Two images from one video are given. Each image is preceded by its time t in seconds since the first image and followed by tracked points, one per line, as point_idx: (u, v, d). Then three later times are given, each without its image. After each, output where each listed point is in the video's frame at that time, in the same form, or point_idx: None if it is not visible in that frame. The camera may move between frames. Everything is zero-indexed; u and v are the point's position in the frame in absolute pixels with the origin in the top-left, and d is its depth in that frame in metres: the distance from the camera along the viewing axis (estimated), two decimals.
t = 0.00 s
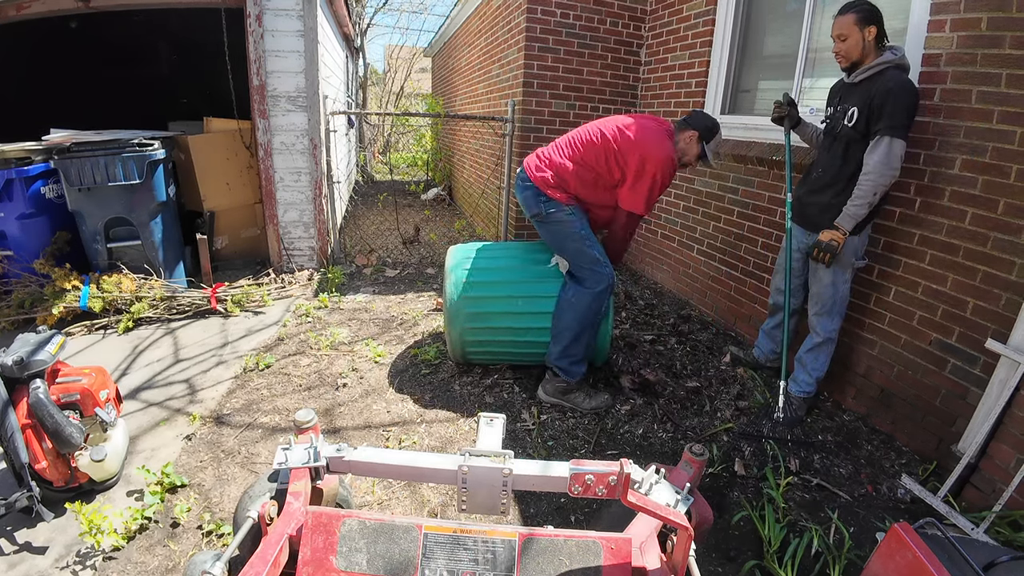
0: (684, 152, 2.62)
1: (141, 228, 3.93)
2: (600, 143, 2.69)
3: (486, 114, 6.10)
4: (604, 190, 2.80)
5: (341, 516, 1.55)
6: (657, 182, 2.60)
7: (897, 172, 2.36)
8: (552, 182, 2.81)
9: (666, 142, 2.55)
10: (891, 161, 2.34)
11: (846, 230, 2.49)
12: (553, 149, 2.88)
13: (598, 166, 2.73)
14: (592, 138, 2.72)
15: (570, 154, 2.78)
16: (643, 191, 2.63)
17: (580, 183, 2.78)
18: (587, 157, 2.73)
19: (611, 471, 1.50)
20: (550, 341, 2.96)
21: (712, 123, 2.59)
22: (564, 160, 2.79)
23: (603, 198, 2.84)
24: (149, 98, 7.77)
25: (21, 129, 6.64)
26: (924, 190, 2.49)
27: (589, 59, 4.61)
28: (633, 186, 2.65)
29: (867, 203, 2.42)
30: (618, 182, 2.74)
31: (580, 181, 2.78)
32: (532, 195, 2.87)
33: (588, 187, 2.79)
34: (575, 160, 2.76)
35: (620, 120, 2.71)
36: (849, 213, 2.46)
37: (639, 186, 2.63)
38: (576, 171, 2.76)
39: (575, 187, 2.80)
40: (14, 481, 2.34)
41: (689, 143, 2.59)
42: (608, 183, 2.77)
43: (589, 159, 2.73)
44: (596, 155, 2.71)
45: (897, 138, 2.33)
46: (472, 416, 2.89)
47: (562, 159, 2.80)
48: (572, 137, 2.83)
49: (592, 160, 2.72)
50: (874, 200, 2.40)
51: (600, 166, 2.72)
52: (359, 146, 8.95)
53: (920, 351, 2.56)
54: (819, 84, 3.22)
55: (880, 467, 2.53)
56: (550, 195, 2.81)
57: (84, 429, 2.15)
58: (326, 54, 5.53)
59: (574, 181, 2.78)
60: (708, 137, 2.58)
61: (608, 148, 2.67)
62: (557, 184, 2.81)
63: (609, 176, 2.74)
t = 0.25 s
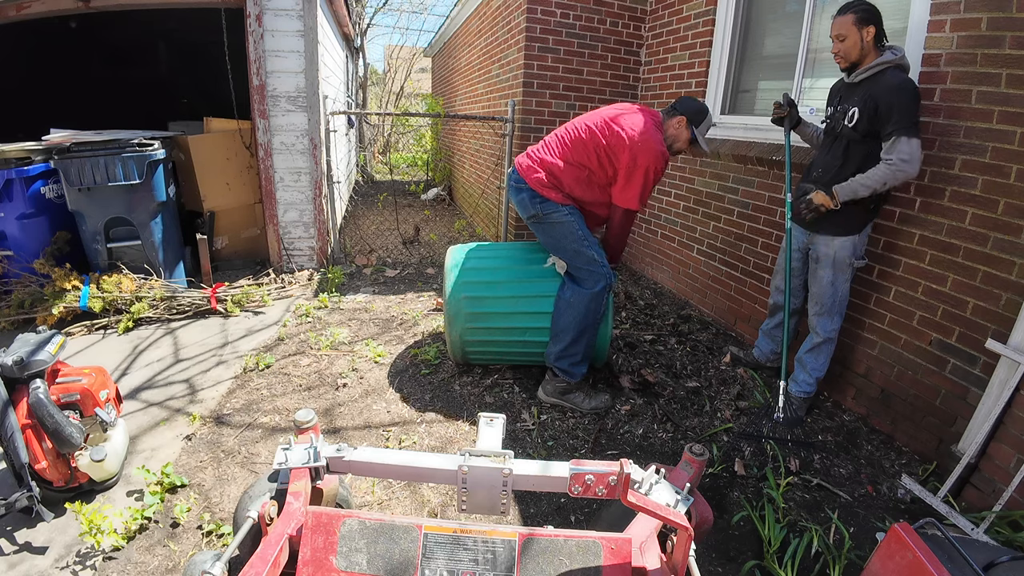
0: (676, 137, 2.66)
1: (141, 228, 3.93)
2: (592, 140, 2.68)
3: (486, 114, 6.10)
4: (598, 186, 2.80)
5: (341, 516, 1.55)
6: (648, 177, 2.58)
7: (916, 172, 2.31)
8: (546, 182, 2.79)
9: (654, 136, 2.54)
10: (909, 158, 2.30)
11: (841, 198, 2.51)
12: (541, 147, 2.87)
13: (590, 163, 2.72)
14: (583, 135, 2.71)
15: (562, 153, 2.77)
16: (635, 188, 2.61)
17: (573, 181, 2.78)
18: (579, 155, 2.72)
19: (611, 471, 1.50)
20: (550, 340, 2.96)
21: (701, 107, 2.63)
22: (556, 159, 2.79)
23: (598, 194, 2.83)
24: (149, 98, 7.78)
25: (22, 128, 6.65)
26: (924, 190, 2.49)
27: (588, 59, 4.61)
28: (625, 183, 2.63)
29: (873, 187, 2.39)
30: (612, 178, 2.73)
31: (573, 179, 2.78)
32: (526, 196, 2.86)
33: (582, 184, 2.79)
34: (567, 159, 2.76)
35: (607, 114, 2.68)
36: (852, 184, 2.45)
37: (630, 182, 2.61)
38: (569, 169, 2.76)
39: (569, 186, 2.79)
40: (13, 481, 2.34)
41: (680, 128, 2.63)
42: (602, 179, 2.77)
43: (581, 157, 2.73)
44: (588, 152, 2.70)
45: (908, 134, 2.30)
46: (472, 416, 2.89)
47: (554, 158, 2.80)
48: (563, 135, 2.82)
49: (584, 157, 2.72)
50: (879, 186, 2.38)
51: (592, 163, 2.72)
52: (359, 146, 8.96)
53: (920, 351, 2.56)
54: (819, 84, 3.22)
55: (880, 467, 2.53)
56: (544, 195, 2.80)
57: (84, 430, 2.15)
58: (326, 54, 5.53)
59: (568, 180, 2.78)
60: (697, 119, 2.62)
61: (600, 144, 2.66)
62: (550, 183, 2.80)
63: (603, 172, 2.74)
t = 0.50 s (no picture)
0: (653, 119, 2.63)
1: (141, 229, 3.93)
2: (569, 129, 2.72)
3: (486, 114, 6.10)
4: (579, 175, 2.82)
5: (341, 516, 1.55)
6: (625, 159, 2.59)
7: (908, 169, 2.33)
8: (525, 174, 2.83)
9: (627, 118, 2.56)
10: (902, 158, 2.31)
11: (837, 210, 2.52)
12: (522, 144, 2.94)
13: (569, 153, 2.76)
14: (560, 126, 2.75)
15: (541, 146, 2.82)
16: (613, 171, 2.63)
17: (553, 172, 2.80)
18: (557, 145, 2.76)
19: (611, 472, 1.50)
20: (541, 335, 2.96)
21: (674, 85, 2.59)
22: (536, 153, 2.83)
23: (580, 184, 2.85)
24: (150, 98, 7.78)
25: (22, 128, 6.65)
26: (924, 190, 2.49)
27: (588, 60, 4.61)
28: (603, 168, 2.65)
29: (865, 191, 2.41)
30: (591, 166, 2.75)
31: (554, 171, 2.80)
32: (509, 191, 2.90)
33: (562, 175, 2.82)
34: (547, 151, 2.80)
35: (582, 104, 2.73)
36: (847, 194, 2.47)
37: (608, 166, 2.63)
38: (548, 161, 2.80)
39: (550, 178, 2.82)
40: (13, 481, 2.34)
41: (655, 109, 2.60)
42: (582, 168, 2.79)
43: (558, 147, 2.77)
44: (566, 142, 2.74)
45: (904, 134, 2.31)
46: (472, 416, 2.89)
47: (534, 152, 2.85)
48: (542, 130, 2.87)
49: (562, 147, 2.76)
50: (874, 189, 2.39)
51: (571, 152, 2.75)
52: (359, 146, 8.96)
53: (920, 351, 2.56)
54: (819, 84, 3.22)
55: (880, 467, 2.53)
56: (526, 188, 2.83)
57: (84, 430, 2.15)
58: (326, 54, 5.54)
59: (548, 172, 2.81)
60: (673, 99, 2.56)
61: (576, 133, 2.70)
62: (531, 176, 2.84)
63: (582, 161, 2.76)
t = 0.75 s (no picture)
0: (638, 109, 2.75)
1: (141, 228, 3.92)
2: (560, 129, 2.73)
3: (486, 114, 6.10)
4: (572, 173, 2.83)
5: (341, 516, 1.55)
6: (621, 154, 2.62)
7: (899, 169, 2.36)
8: (519, 179, 2.82)
9: (620, 114, 2.60)
10: (895, 160, 2.34)
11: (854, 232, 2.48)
12: (511, 148, 2.93)
13: (562, 153, 2.76)
14: (551, 127, 2.76)
15: (533, 149, 2.82)
16: (609, 167, 2.66)
17: (547, 174, 2.80)
18: (549, 147, 2.77)
19: (610, 472, 1.50)
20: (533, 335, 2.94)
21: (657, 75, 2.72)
22: (528, 156, 2.82)
23: (574, 183, 2.86)
24: (149, 98, 7.79)
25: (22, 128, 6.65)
26: (924, 190, 2.49)
27: (588, 60, 4.61)
28: (599, 164, 2.67)
29: (873, 203, 2.41)
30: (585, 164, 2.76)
31: (547, 172, 2.80)
32: (503, 197, 2.87)
33: (556, 176, 2.82)
34: (539, 153, 2.80)
35: (569, 102, 2.74)
36: (855, 213, 2.46)
37: (604, 162, 2.65)
38: (541, 163, 2.80)
39: (543, 180, 2.81)
40: (13, 481, 2.34)
41: (640, 99, 2.71)
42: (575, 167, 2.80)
43: (550, 147, 2.77)
44: (558, 142, 2.75)
45: (899, 137, 2.33)
46: (472, 416, 2.89)
47: (526, 155, 2.84)
48: (531, 132, 2.87)
49: (554, 148, 2.77)
50: (878, 199, 2.41)
51: (563, 151, 2.76)
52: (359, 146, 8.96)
53: (920, 351, 2.56)
54: (819, 84, 3.22)
55: (880, 467, 2.53)
56: (521, 193, 2.82)
57: (84, 430, 2.15)
58: (326, 54, 5.54)
59: (542, 174, 2.80)
60: (656, 88, 2.69)
61: (568, 132, 2.71)
62: (525, 179, 2.82)
63: (576, 159, 2.77)
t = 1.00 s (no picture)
0: (619, 106, 2.70)
1: (140, 229, 3.92)
2: (539, 127, 2.71)
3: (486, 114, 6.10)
4: (554, 171, 2.82)
5: (341, 516, 1.55)
6: (603, 149, 2.62)
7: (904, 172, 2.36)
8: (501, 178, 2.80)
9: (599, 111, 2.59)
10: (900, 162, 2.34)
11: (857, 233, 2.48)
12: (490, 147, 2.90)
13: (543, 150, 2.75)
14: (530, 126, 2.74)
15: (513, 148, 2.80)
16: (592, 163, 2.66)
17: (529, 172, 2.79)
18: (530, 146, 2.75)
19: (610, 471, 1.50)
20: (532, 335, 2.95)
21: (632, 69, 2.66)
22: (508, 155, 2.80)
23: (556, 180, 2.85)
24: (149, 98, 7.79)
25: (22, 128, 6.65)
26: (924, 190, 2.50)
27: (588, 60, 4.62)
28: (581, 161, 2.67)
29: (878, 205, 2.41)
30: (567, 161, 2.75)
31: (528, 170, 2.79)
32: (484, 195, 2.85)
33: (538, 174, 2.80)
34: (519, 151, 2.78)
35: (548, 100, 2.73)
36: (859, 215, 2.46)
37: (586, 158, 2.66)
38: (522, 161, 2.78)
39: (525, 178, 2.80)
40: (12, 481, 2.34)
41: (620, 96, 2.67)
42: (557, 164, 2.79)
43: (530, 145, 2.76)
44: (538, 140, 2.73)
45: (905, 139, 2.33)
46: (472, 416, 2.89)
47: (506, 154, 2.81)
48: (509, 131, 2.85)
49: (535, 146, 2.75)
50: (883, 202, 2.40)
51: (544, 149, 2.74)
52: (359, 146, 8.96)
53: (920, 351, 2.56)
54: (819, 84, 3.22)
55: (879, 467, 2.53)
56: (502, 191, 2.80)
57: (83, 429, 2.15)
58: (326, 54, 5.54)
59: (524, 172, 2.79)
60: (635, 84, 2.65)
61: (548, 130, 2.69)
62: (506, 178, 2.81)
63: (557, 157, 2.76)
